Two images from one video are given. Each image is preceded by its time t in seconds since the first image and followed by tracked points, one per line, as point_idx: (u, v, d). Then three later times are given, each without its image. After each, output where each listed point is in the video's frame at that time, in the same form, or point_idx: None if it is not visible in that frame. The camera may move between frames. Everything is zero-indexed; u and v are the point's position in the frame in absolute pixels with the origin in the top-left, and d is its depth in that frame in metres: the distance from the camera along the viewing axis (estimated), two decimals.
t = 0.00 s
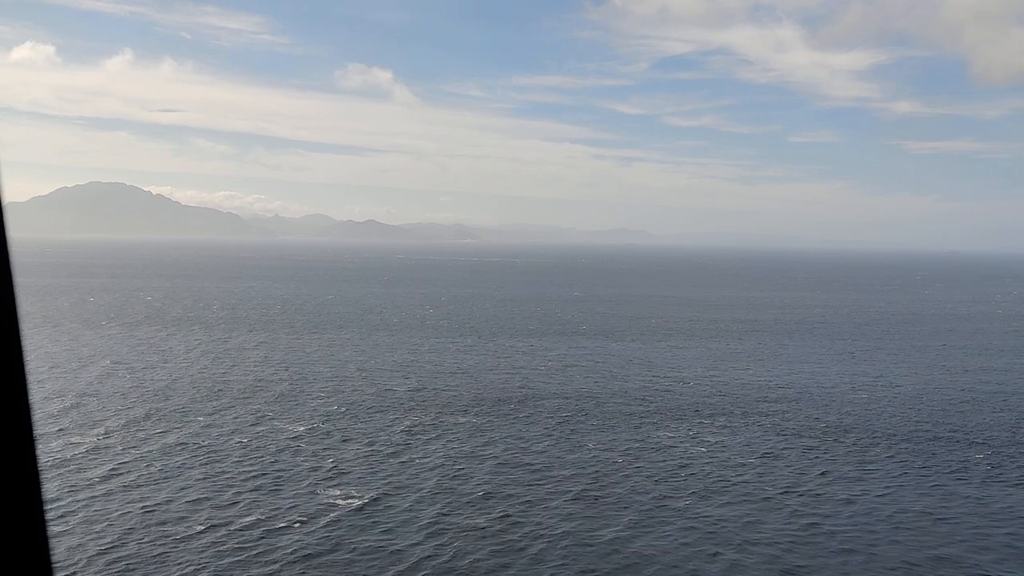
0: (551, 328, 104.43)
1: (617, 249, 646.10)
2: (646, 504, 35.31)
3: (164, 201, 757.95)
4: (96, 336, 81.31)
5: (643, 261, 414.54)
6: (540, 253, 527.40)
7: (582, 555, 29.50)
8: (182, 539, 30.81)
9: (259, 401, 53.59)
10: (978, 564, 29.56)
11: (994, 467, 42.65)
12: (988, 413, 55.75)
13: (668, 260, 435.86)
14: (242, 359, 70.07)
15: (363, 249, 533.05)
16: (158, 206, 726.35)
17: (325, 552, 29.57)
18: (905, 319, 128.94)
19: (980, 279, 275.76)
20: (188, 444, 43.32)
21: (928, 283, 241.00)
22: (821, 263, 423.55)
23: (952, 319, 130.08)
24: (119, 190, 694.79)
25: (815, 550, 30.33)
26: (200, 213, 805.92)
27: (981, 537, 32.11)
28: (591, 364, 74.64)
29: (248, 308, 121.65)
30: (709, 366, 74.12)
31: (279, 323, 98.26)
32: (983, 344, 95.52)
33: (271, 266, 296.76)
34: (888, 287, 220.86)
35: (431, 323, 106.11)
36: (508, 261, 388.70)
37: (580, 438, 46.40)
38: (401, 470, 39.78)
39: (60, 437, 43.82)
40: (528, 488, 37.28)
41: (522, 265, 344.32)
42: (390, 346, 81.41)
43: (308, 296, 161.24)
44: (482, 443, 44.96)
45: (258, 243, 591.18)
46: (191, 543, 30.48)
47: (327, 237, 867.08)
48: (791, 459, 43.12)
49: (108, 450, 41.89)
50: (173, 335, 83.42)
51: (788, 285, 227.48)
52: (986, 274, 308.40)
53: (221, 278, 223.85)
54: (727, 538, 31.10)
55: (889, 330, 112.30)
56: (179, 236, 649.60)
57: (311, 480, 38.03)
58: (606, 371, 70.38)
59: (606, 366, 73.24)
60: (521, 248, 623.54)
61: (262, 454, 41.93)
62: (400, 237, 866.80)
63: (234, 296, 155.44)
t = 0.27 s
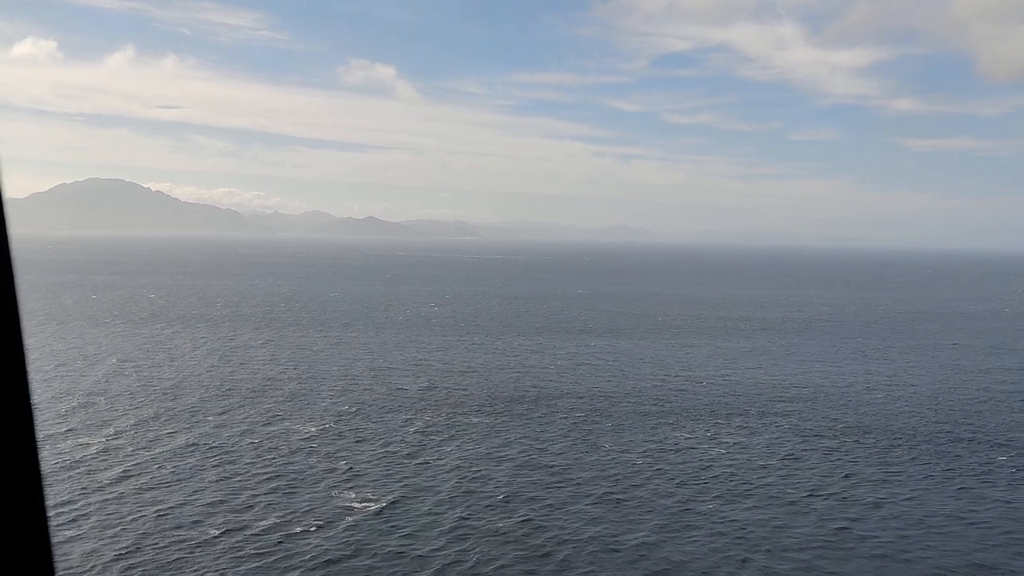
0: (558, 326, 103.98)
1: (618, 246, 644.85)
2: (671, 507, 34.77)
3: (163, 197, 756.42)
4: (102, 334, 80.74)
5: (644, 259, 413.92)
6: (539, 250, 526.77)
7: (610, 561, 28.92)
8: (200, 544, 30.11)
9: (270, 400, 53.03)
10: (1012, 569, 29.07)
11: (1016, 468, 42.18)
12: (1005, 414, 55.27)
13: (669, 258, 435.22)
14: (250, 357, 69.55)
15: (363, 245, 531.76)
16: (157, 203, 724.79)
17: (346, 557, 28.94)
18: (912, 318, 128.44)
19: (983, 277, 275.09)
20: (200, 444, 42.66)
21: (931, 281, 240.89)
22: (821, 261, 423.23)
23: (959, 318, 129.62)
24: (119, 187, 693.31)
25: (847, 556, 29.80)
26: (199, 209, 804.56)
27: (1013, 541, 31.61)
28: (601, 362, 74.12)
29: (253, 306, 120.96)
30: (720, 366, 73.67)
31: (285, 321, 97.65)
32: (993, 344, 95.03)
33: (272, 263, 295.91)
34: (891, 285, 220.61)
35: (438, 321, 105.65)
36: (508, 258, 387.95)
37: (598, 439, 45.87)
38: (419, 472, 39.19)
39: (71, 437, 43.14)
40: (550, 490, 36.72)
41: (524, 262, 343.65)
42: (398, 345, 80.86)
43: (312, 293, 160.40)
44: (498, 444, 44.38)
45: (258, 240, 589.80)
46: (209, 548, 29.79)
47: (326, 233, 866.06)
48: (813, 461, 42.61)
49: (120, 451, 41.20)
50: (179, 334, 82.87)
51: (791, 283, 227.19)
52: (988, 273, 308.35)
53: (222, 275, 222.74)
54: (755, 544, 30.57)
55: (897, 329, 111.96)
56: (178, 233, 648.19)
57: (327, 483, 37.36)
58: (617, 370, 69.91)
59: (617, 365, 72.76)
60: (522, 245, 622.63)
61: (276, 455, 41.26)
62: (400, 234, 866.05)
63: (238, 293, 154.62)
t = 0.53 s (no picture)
0: (565, 324, 103.30)
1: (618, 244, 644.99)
2: (696, 510, 34.20)
3: (163, 194, 755.27)
4: (107, 332, 80.06)
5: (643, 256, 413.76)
6: (538, 248, 526.38)
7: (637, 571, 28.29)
8: (216, 550, 29.44)
9: (281, 400, 52.37)
10: None
11: None
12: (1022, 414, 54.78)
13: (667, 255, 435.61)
14: (258, 356, 68.92)
15: (362, 242, 531.29)
16: (156, 200, 723.44)
17: (366, 565, 28.29)
18: (918, 316, 127.88)
19: (985, 275, 274.51)
20: (212, 445, 41.99)
21: (935, 279, 240.06)
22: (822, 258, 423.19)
23: (966, 316, 129.11)
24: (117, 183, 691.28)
25: (880, 563, 29.23)
26: (199, 205, 803.12)
27: None
28: (611, 361, 73.49)
29: (256, 303, 120.17)
30: (731, 365, 73.06)
31: (290, 319, 96.92)
32: (1002, 342, 94.47)
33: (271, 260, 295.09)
34: (895, 283, 219.85)
35: (444, 318, 105.02)
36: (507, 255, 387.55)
37: (615, 441, 45.27)
38: (435, 474, 38.56)
39: (80, 437, 42.45)
40: (571, 492, 36.13)
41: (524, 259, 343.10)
42: (405, 343, 80.21)
43: (314, 290, 159.64)
44: (514, 444, 43.76)
45: (257, 236, 588.66)
46: (225, 553, 29.13)
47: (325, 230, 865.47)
48: (834, 463, 42.03)
49: (130, 452, 40.51)
50: (185, 331, 82.16)
51: (794, 281, 226.47)
52: (990, 270, 307.95)
53: (223, 272, 221.78)
54: (783, 551, 29.97)
55: (905, 327, 111.36)
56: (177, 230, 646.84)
57: (343, 485, 36.69)
58: (628, 369, 69.28)
59: (627, 364, 72.21)
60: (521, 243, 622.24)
61: (289, 456, 40.59)
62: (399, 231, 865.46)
63: (240, 290, 153.82)
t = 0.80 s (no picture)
0: (571, 321, 102.72)
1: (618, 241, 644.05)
2: (720, 514, 33.58)
3: (163, 191, 753.90)
4: (111, 330, 79.36)
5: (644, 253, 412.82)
6: (539, 245, 525.47)
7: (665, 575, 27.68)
8: (233, 555, 28.78)
9: (292, 400, 51.76)
10: None
11: None
12: None
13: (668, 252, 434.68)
14: (265, 354, 68.29)
15: (362, 239, 530.34)
16: (156, 197, 722.02)
17: (387, 570, 27.68)
18: (925, 314, 127.37)
19: (988, 273, 274.02)
20: (223, 446, 41.33)
21: (938, 277, 239.69)
22: (822, 255, 422.42)
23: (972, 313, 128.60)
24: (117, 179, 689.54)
25: (913, 568, 28.62)
26: (198, 202, 801.73)
27: None
28: (622, 359, 72.91)
29: (260, 300, 119.34)
30: (741, 364, 72.46)
31: (295, 316, 96.22)
32: (1012, 340, 93.87)
33: (271, 256, 293.75)
34: (898, 280, 219.36)
35: (448, 316, 104.42)
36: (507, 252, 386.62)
37: (631, 442, 44.66)
38: (452, 476, 37.97)
39: (89, 438, 41.80)
40: (592, 494, 35.49)
41: (525, 256, 342.20)
42: (412, 341, 79.59)
43: (317, 287, 158.76)
44: (529, 447, 43.14)
45: (257, 233, 587.72)
46: (242, 559, 28.47)
47: (325, 227, 864.10)
48: (856, 465, 41.42)
49: (140, 453, 39.85)
50: (189, 329, 81.49)
51: (797, 278, 225.98)
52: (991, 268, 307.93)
53: (224, 269, 220.83)
54: (813, 555, 29.39)
55: (912, 325, 110.81)
56: (177, 226, 645.42)
57: (359, 488, 36.01)
58: (637, 367, 68.64)
59: (637, 362, 71.61)
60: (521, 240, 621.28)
61: (302, 457, 39.93)
62: (399, 228, 864.26)
63: (243, 287, 152.92)
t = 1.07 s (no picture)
0: (578, 320, 102.21)
1: (618, 237, 643.24)
2: (747, 519, 32.87)
3: (163, 186, 752.75)
4: (118, 326, 78.73)
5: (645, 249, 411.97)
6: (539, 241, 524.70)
7: None
8: (251, 561, 28.08)
9: (304, 399, 51.11)
10: None
11: None
12: None
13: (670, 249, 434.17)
14: (273, 351, 67.69)
15: (362, 234, 529.43)
16: (155, 192, 720.77)
17: None
18: (932, 312, 126.75)
19: (990, 270, 273.70)
20: (235, 447, 40.62)
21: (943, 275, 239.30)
22: (823, 252, 421.95)
23: (979, 312, 128.09)
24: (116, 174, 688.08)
25: None
26: (198, 197, 800.51)
27: None
28: (633, 358, 72.31)
29: (264, 297, 118.60)
30: (754, 362, 71.85)
31: (300, 313, 95.54)
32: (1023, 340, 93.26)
33: (271, 252, 292.86)
34: (902, 278, 218.88)
35: (455, 313, 103.93)
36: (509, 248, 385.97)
37: (651, 443, 43.91)
38: (470, 478, 37.31)
39: (99, 438, 41.11)
40: (617, 497, 34.82)
41: (526, 253, 341.46)
42: (421, 339, 78.92)
43: (320, 284, 158.01)
44: (547, 447, 42.47)
45: (257, 228, 586.86)
46: (261, 565, 27.78)
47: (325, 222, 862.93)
48: (879, 468, 40.80)
49: (152, 454, 39.13)
50: (196, 326, 80.87)
51: (800, 275, 225.69)
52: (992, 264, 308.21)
53: (226, 264, 219.95)
54: (846, 562, 28.78)
55: (920, 324, 110.34)
56: (177, 221, 644.16)
57: (376, 491, 35.31)
58: (649, 367, 68.05)
59: (649, 361, 71.01)
60: (521, 236, 620.55)
61: (317, 459, 39.21)
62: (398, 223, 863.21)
63: (246, 283, 152.12)
